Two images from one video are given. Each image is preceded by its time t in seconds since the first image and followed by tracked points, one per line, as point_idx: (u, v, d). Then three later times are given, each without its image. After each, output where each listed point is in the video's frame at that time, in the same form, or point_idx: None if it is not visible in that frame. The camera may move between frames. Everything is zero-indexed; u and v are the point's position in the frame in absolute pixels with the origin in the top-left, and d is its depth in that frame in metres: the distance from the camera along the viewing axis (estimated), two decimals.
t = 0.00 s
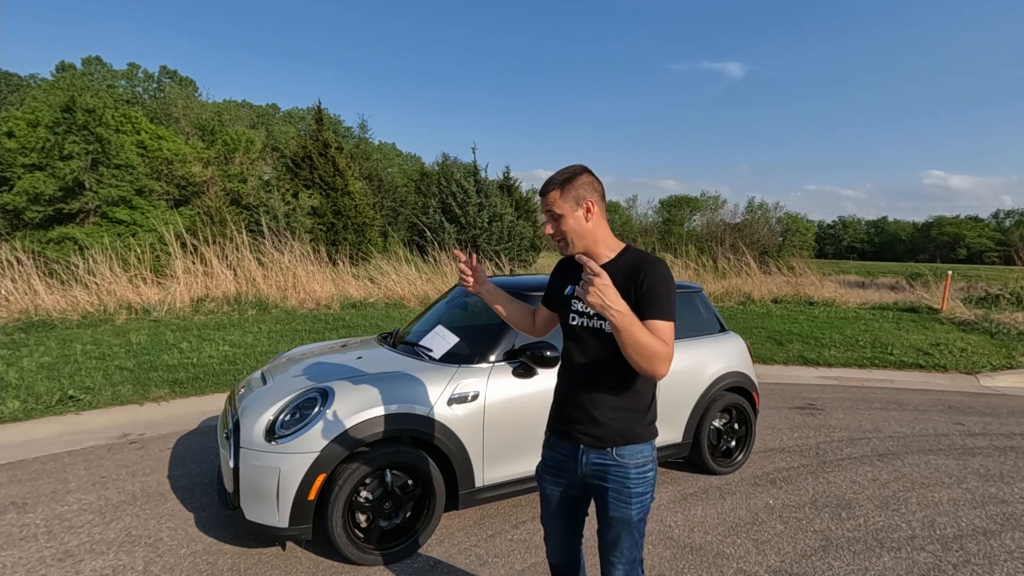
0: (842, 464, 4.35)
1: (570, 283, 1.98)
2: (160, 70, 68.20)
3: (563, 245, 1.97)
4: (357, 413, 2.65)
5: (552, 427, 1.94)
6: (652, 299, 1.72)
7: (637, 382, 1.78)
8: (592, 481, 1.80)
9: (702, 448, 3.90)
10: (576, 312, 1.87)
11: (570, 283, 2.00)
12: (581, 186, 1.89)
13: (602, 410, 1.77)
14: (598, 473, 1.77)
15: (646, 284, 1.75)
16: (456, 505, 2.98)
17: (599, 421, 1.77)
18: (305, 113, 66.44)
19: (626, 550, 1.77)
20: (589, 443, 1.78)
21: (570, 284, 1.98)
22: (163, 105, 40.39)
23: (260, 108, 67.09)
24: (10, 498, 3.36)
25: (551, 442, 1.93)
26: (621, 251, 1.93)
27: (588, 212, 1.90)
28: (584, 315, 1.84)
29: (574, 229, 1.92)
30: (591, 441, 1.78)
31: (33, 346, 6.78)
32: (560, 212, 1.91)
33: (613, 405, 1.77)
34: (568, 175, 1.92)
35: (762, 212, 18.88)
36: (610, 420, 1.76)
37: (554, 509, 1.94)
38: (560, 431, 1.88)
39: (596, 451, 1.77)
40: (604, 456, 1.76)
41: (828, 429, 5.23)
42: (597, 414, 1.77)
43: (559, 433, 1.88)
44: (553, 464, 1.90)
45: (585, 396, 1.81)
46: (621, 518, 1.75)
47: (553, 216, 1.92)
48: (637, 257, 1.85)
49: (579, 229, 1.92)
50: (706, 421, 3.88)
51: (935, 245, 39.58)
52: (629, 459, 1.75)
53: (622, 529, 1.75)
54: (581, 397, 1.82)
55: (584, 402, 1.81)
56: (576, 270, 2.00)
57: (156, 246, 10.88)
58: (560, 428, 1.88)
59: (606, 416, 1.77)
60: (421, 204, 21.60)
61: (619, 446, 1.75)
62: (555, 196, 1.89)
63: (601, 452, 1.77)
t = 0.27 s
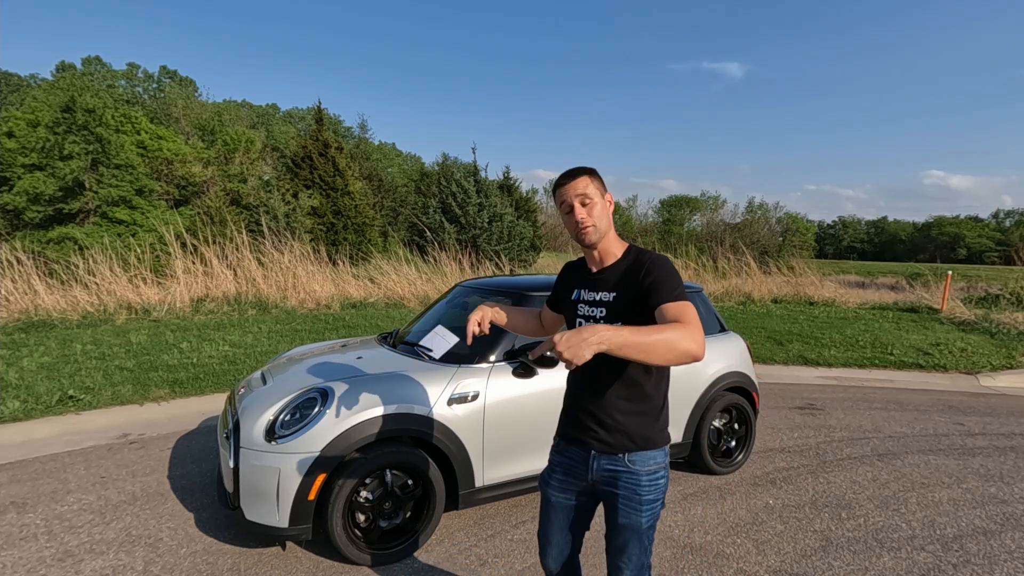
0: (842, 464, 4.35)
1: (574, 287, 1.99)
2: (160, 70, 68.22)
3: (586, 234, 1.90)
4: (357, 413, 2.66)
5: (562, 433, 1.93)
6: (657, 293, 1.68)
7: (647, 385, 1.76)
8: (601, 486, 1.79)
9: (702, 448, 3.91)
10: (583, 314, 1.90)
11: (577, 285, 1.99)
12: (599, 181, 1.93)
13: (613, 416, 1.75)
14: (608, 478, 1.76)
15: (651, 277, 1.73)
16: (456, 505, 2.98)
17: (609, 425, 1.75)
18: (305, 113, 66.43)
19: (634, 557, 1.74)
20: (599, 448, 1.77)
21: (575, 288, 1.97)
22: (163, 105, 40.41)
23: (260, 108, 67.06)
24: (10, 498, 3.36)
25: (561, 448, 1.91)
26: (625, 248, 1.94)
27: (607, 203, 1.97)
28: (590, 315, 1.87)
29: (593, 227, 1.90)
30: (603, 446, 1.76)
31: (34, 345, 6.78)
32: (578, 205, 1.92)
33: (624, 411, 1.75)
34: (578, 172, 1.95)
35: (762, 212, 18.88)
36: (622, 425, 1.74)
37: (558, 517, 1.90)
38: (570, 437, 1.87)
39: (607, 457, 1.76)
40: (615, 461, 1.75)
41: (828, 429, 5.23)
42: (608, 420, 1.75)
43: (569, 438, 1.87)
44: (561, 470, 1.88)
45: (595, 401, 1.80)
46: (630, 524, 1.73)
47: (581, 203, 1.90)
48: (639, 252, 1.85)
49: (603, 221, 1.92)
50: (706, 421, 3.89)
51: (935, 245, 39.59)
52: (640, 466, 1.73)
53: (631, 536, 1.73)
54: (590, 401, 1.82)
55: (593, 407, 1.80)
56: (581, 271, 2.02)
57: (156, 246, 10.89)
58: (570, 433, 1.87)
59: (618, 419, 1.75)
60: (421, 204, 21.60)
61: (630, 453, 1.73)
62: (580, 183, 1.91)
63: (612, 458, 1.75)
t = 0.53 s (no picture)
0: (842, 464, 4.35)
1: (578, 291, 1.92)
2: (160, 70, 68.23)
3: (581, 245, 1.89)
4: (358, 413, 2.66)
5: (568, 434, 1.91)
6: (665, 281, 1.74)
7: (655, 386, 1.77)
8: (610, 489, 1.78)
9: (702, 448, 3.91)
10: (588, 318, 1.84)
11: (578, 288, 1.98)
12: (581, 190, 1.93)
13: (623, 416, 1.75)
14: (618, 480, 1.75)
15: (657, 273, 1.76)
16: (456, 506, 2.98)
17: (619, 427, 1.75)
18: (305, 113, 66.45)
19: (641, 560, 1.74)
20: (608, 450, 1.76)
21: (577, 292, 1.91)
22: (163, 105, 40.41)
23: (260, 108, 67.08)
24: (10, 498, 3.36)
25: (567, 451, 1.89)
26: (620, 249, 1.94)
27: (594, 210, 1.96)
28: (597, 319, 1.81)
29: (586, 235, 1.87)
30: (612, 449, 1.76)
31: (34, 345, 6.78)
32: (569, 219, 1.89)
33: (634, 411, 1.75)
34: (560, 185, 1.93)
35: (762, 212, 18.88)
36: (631, 427, 1.74)
37: (561, 522, 1.86)
38: (578, 439, 1.85)
39: (616, 459, 1.75)
40: (625, 464, 1.74)
41: (828, 429, 5.23)
42: (617, 422, 1.75)
43: (577, 440, 1.85)
44: (568, 473, 1.85)
45: (603, 401, 1.79)
46: (637, 527, 1.73)
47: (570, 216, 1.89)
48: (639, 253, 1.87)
49: (596, 228, 1.91)
50: (706, 421, 3.89)
51: (935, 245, 39.60)
52: (650, 468, 1.74)
53: (639, 538, 1.73)
54: (599, 401, 1.81)
55: (601, 407, 1.79)
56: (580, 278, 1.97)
57: (156, 246, 10.88)
58: (578, 436, 1.85)
59: (628, 420, 1.75)
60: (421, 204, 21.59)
61: (640, 454, 1.73)
62: (564, 198, 1.89)
63: (622, 460, 1.74)
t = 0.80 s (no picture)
0: (842, 464, 4.35)
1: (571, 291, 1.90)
2: (160, 70, 68.24)
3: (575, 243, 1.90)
4: (358, 413, 2.66)
5: (569, 433, 1.90)
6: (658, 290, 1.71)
7: (655, 386, 1.78)
8: (615, 486, 1.78)
9: (702, 448, 3.91)
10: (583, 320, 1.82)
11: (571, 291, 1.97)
12: (586, 188, 1.94)
13: (624, 418, 1.75)
14: (623, 476, 1.76)
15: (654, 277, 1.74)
16: (456, 506, 2.98)
17: (624, 425, 1.75)
18: (305, 113, 66.44)
19: (645, 555, 1.75)
20: (614, 448, 1.76)
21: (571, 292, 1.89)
22: (163, 105, 40.43)
23: (260, 108, 67.08)
24: (10, 498, 3.36)
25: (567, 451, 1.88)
26: (616, 252, 1.95)
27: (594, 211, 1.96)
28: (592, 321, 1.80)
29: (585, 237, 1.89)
30: (618, 446, 1.76)
31: (34, 345, 6.78)
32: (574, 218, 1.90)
33: (635, 414, 1.75)
34: (564, 180, 1.94)
35: (762, 212, 18.87)
36: (634, 428, 1.74)
37: (564, 523, 1.84)
38: (581, 440, 1.84)
39: (622, 455, 1.76)
40: (630, 460, 1.75)
41: (828, 429, 5.23)
42: (621, 420, 1.75)
43: (580, 441, 1.84)
44: (572, 473, 1.84)
45: (606, 401, 1.78)
46: (643, 521, 1.74)
47: (569, 212, 1.89)
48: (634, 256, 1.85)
49: (593, 230, 1.91)
50: (706, 421, 3.89)
51: (935, 244, 39.60)
52: (654, 462, 1.76)
53: (644, 531, 1.75)
54: (601, 403, 1.79)
55: (603, 408, 1.79)
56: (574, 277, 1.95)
57: (156, 246, 10.87)
58: (581, 437, 1.84)
59: (628, 423, 1.75)
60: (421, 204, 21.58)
61: (644, 450, 1.75)
62: (566, 194, 1.89)
63: (627, 456, 1.75)
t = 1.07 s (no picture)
0: (842, 464, 4.35)
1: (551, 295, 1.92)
2: (160, 70, 68.28)
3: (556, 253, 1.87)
4: (357, 413, 2.66)
5: (551, 430, 1.89)
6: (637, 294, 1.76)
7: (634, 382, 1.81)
8: (600, 478, 1.79)
9: (702, 448, 3.90)
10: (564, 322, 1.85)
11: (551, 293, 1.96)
12: (569, 196, 1.89)
13: (606, 413, 1.76)
14: (607, 468, 1.77)
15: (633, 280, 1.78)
16: (456, 506, 2.98)
17: (608, 420, 1.76)
18: (305, 113, 66.44)
19: (632, 545, 1.77)
20: (598, 443, 1.77)
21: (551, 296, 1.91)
22: (163, 105, 40.44)
23: (260, 108, 67.08)
24: (10, 498, 3.36)
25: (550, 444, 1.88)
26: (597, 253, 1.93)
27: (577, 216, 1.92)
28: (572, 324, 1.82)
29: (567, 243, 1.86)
30: (602, 440, 1.77)
31: (34, 345, 6.78)
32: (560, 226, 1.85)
33: (617, 409, 1.76)
34: (548, 184, 1.88)
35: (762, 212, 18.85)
36: (617, 422, 1.75)
37: (552, 515, 1.86)
38: (566, 436, 1.83)
39: (606, 449, 1.77)
40: (613, 453, 1.76)
41: (828, 429, 5.23)
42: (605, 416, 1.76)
43: (565, 437, 1.83)
44: (556, 467, 1.84)
45: (590, 398, 1.78)
46: (628, 510, 1.76)
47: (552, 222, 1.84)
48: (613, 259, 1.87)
49: (575, 235, 1.89)
50: (706, 421, 3.89)
51: (935, 244, 39.61)
52: (636, 452, 1.78)
53: (629, 521, 1.76)
54: (585, 400, 1.79)
55: (586, 405, 1.78)
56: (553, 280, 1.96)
57: (156, 246, 10.87)
58: (565, 433, 1.83)
59: (610, 419, 1.76)
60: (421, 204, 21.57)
61: (627, 441, 1.77)
62: (550, 203, 1.84)
63: (610, 448, 1.77)
